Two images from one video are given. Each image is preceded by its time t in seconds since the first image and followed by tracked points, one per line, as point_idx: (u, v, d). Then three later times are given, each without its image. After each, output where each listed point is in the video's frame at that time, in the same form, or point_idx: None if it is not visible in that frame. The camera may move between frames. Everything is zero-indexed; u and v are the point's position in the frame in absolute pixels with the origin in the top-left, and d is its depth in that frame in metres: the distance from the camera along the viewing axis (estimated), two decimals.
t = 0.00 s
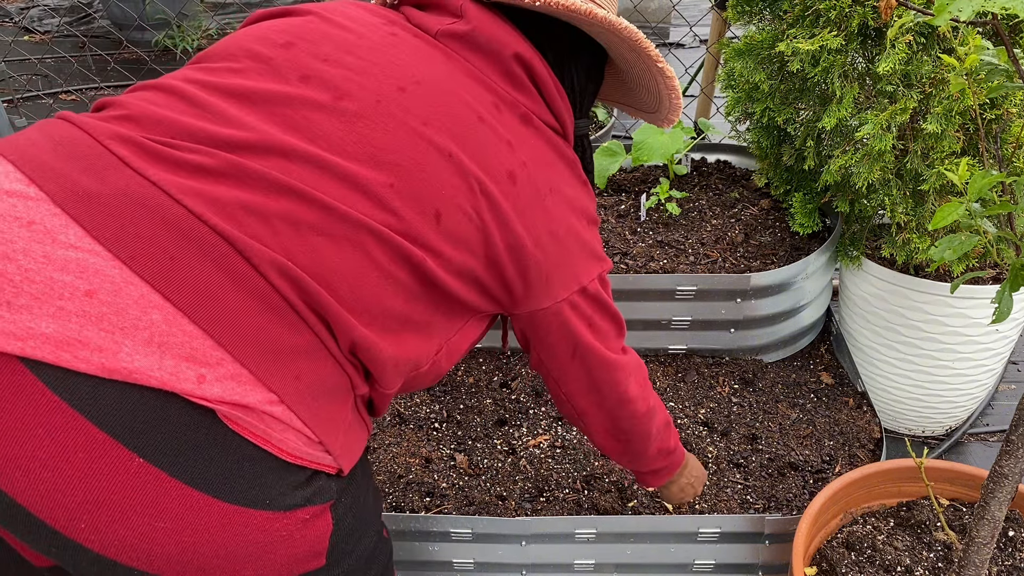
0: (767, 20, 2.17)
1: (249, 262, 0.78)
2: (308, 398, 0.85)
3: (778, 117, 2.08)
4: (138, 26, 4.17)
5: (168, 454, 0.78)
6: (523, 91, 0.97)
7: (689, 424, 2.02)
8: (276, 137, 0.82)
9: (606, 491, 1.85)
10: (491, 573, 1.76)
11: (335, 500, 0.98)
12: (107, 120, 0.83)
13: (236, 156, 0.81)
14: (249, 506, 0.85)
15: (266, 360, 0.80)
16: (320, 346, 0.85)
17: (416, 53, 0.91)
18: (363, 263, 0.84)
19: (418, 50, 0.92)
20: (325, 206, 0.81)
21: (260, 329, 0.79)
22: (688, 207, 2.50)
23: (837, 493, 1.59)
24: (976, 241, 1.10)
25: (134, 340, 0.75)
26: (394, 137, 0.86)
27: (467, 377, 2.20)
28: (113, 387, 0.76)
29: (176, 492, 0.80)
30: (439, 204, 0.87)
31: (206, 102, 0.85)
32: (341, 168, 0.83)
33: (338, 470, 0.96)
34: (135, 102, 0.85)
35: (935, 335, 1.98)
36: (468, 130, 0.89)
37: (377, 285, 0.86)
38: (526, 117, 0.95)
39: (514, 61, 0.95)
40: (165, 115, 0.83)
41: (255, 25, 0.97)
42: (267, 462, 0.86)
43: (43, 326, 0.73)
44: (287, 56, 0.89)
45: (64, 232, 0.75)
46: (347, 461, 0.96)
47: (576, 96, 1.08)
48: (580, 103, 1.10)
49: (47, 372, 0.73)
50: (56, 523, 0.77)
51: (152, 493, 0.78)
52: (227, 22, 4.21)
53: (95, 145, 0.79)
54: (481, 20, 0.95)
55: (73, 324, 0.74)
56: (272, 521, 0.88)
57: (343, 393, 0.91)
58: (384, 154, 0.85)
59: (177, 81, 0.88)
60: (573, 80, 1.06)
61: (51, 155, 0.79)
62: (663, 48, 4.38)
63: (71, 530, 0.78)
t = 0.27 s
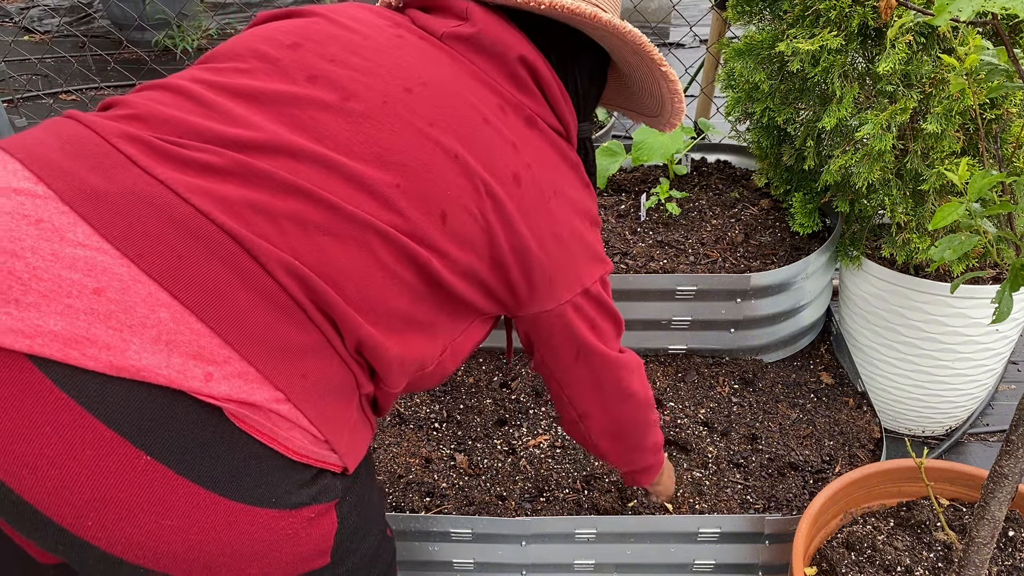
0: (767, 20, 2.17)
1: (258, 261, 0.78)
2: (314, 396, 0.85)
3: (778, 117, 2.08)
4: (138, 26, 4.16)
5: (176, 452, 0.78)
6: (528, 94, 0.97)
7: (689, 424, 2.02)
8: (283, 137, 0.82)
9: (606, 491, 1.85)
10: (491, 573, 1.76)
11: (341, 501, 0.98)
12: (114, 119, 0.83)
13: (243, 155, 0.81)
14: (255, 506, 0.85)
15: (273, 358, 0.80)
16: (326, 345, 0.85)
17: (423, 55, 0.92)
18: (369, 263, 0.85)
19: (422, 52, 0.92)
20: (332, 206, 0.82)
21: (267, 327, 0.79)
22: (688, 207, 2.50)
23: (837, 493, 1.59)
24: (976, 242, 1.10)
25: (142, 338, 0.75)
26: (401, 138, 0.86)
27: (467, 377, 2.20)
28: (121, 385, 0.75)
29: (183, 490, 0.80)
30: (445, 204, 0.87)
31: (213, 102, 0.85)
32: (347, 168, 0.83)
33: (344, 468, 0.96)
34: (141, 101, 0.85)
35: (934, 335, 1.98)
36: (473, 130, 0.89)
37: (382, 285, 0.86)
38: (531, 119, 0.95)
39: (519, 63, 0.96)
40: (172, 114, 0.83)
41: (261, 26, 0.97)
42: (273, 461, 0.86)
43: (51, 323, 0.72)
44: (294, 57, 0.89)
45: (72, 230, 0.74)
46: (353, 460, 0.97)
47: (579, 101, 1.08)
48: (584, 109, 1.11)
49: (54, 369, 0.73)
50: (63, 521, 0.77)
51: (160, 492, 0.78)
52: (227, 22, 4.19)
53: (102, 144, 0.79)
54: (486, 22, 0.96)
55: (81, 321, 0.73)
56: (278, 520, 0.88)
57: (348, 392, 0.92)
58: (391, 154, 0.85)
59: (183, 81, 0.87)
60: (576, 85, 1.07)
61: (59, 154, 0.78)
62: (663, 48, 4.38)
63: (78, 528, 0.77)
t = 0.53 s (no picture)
0: (767, 20, 2.17)
1: (265, 265, 0.78)
2: (320, 398, 0.86)
3: (778, 117, 2.08)
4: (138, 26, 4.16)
5: (182, 454, 0.78)
6: (530, 102, 0.98)
7: (689, 424, 2.03)
8: (288, 141, 0.82)
9: (606, 491, 1.85)
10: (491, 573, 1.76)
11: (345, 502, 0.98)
12: (119, 121, 0.83)
13: (248, 158, 0.81)
14: (259, 508, 0.85)
15: (279, 360, 0.81)
16: (332, 348, 0.85)
17: (429, 63, 0.93)
18: (374, 267, 0.85)
19: (428, 58, 0.94)
20: (338, 210, 0.82)
21: (274, 330, 0.80)
22: (688, 207, 2.50)
23: (837, 493, 1.59)
24: (976, 242, 1.10)
25: (149, 340, 0.75)
26: (406, 143, 0.86)
27: (467, 377, 2.20)
28: (127, 386, 0.75)
29: (189, 492, 0.79)
30: (450, 210, 0.88)
31: (218, 105, 0.85)
32: (352, 172, 0.83)
33: (349, 472, 0.97)
34: (146, 103, 0.85)
35: (934, 335, 1.98)
36: (477, 137, 0.90)
37: (387, 287, 0.86)
38: (534, 127, 0.96)
39: (524, 73, 0.96)
40: (177, 117, 0.82)
41: (266, 30, 0.97)
42: (279, 463, 0.86)
43: (58, 326, 0.72)
44: (299, 60, 0.89)
45: (79, 233, 0.74)
46: (357, 460, 0.97)
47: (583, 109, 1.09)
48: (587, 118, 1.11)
49: (63, 372, 0.73)
50: (70, 523, 0.76)
51: (166, 494, 0.78)
52: (226, 22, 4.18)
53: (108, 146, 0.78)
54: (492, 31, 0.96)
55: (89, 324, 0.73)
56: (283, 522, 0.88)
57: (352, 393, 0.92)
58: (397, 158, 0.85)
59: (189, 84, 0.88)
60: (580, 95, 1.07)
61: (66, 155, 0.78)
62: (663, 48, 4.38)
63: (85, 530, 0.77)
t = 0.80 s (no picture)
0: (767, 20, 2.17)
1: (265, 268, 0.78)
2: (320, 401, 0.86)
3: (778, 117, 2.08)
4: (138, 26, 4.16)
5: (182, 457, 0.78)
6: (532, 96, 0.97)
7: (689, 424, 2.03)
8: (288, 141, 0.82)
9: (606, 491, 1.85)
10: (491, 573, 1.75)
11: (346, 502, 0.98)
12: (116, 122, 0.82)
13: (248, 160, 0.81)
14: (261, 509, 0.85)
15: (279, 363, 0.81)
16: (332, 351, 0.86)
17: (428, 59, 0.93)
18: (374, 268, 0.85)
19: (427, 56, 0.93)
20: (338, 211, 0.82)
21: (274, 333, 0.80)
22: (688, 207, 2.50)
23: (838, 493, 1.58)
24: (976, 242, 1.10)
25: (149, 344, 0.75)
26: (407, 143, 0.86)
27: (467, 377, 2.20)
28: (127, 391, 0.75)
29: (188, 496, 0.79)
30: (450, 209, 0.88)
31: (217, 106, 0.85)
32: (352, 173, 0.83)
33: (350, 472, 0.97)
34: (145, 104, 0.85)
35: (934, 335, 1.98)
36: (478, 135, 0.90)
37: (387, 288, 0.86)
38: (535, 122, 0.96)
39: (523, 68, 0.96)
40: (176, 118, 0.82)
41: (264, 29, 0.97)
42: (280, 464, 0.86)
43: (57, 330, 0.72)
44: (297, 60, 0.89)
45: (77, 236, 0.73)
46: (357, 462, 0.97)
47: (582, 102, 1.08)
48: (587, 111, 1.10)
49: (61, 376, 0.72)
50: (69, 527, 0.76)
51: (166, 496, 0.78)
52: (226, 22, 4.18)
53: (106, 148, 0.78)
54: (491, 27, 0.96)
55: (88, 328, 0.73)
56: (284, 523, 0.88)
57: (353, 395, 0.92)
58: (396, 158, 0.85)
59: (187, 85, 0.87)
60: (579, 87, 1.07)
61: (63, 158, 0.78)
62: (663, 48, 4.39)
63: (84, 534, 0.77)
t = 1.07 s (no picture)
0: (767, 20, 2.17)
1: (265, 264, 0.78)
2: (323, 394, 0.86)
3: (778, 117, 2.08)
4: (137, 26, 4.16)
5: (186, 454, 0.78)
6: (528, 86, 0.97)
7: (689, 424, 2.03)
8: (284, 135, 0.82)
9: (606, 491, 1.85)
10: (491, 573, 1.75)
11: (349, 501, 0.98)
12: (114, 121, 0.82)
13: (247, 156, 0.81)
14: (263, 507, 0.85)
15: (282, 358, 0.81)
16: (335, 345, 0.85)
17: (420, 51, 0.92)
18: (373, 261, 0.84)
19: (420, 46, 0.93)
20: (336, 204, 0.82)
21: (276, 328, 0.79)
22: (688, 207, 2.50)
23: (838, 493, 1.58)
24: (977, 242, 1.10)
25: (150, 341, 0.75)
26: (400, 133, 0.86)
27: (467, 377, 2.20)
28: (130, 387, 0.75)
29: (194, 492, 0.79)
30: (447, 198, 0.87)
31: (214, 102, 0.85)
32: (350, 167, 0.83)
33: (354, 468, 0.96)
34: (144, 102, 0.85)
35: (935, 335, 1.98)
36: (473, 124, 0.90)
37: (386, 280, 0.86)
38: (531, 110, 0.96)
39: (518, 56, 0.96)
40: (173, 115, 0.82)
41: (260, 25, 0.97)
42: (282, 462, 0.86)
43: (59, 328, 0.73)
44: (291, 54, 0.89)
45: (77, 234, 0.74)
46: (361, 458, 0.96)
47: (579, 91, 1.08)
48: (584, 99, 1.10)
49: (64, 374, 0.73)
50: (76, 526, 0.77)
51: (168, 494, 0.78)
52: (226, 22, 4.17)
53: (105, 146, 0.78)
54: (483, 16, 0.96)
55: (89, 326, 0.73)
56: (288, 520, 0.88)
57: (355, 390, 0.92)
58: (392, 150, 0.85)
59: (185, 82, 0.87)
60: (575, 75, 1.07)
61: (62, 157, 0.78)
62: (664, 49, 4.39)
63: (91, 532, 0.78)
